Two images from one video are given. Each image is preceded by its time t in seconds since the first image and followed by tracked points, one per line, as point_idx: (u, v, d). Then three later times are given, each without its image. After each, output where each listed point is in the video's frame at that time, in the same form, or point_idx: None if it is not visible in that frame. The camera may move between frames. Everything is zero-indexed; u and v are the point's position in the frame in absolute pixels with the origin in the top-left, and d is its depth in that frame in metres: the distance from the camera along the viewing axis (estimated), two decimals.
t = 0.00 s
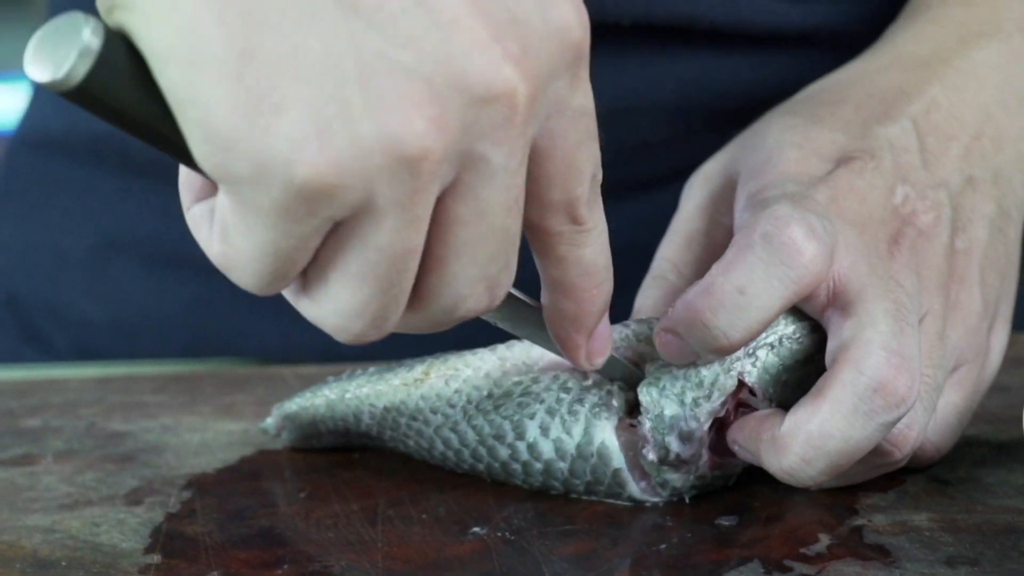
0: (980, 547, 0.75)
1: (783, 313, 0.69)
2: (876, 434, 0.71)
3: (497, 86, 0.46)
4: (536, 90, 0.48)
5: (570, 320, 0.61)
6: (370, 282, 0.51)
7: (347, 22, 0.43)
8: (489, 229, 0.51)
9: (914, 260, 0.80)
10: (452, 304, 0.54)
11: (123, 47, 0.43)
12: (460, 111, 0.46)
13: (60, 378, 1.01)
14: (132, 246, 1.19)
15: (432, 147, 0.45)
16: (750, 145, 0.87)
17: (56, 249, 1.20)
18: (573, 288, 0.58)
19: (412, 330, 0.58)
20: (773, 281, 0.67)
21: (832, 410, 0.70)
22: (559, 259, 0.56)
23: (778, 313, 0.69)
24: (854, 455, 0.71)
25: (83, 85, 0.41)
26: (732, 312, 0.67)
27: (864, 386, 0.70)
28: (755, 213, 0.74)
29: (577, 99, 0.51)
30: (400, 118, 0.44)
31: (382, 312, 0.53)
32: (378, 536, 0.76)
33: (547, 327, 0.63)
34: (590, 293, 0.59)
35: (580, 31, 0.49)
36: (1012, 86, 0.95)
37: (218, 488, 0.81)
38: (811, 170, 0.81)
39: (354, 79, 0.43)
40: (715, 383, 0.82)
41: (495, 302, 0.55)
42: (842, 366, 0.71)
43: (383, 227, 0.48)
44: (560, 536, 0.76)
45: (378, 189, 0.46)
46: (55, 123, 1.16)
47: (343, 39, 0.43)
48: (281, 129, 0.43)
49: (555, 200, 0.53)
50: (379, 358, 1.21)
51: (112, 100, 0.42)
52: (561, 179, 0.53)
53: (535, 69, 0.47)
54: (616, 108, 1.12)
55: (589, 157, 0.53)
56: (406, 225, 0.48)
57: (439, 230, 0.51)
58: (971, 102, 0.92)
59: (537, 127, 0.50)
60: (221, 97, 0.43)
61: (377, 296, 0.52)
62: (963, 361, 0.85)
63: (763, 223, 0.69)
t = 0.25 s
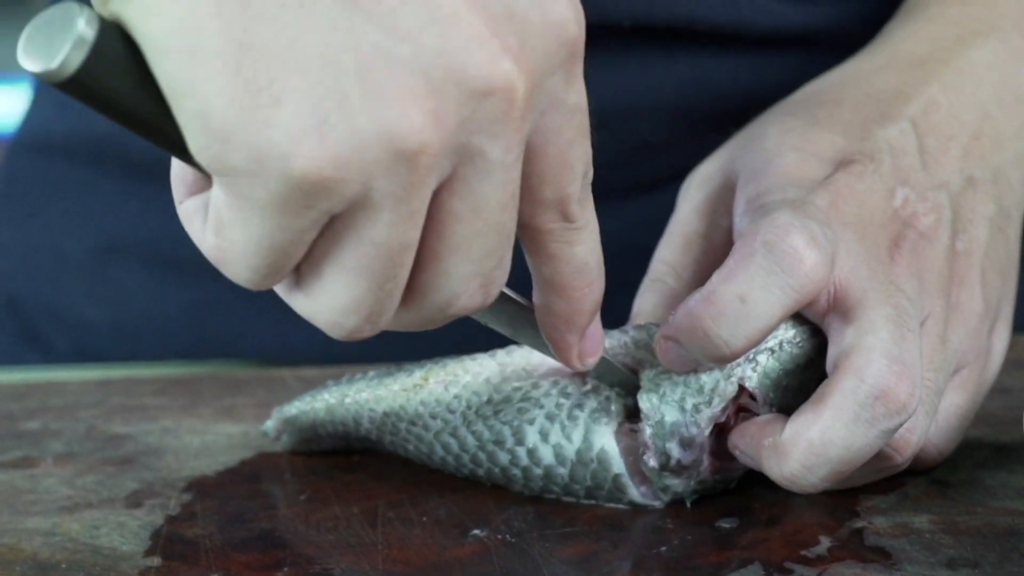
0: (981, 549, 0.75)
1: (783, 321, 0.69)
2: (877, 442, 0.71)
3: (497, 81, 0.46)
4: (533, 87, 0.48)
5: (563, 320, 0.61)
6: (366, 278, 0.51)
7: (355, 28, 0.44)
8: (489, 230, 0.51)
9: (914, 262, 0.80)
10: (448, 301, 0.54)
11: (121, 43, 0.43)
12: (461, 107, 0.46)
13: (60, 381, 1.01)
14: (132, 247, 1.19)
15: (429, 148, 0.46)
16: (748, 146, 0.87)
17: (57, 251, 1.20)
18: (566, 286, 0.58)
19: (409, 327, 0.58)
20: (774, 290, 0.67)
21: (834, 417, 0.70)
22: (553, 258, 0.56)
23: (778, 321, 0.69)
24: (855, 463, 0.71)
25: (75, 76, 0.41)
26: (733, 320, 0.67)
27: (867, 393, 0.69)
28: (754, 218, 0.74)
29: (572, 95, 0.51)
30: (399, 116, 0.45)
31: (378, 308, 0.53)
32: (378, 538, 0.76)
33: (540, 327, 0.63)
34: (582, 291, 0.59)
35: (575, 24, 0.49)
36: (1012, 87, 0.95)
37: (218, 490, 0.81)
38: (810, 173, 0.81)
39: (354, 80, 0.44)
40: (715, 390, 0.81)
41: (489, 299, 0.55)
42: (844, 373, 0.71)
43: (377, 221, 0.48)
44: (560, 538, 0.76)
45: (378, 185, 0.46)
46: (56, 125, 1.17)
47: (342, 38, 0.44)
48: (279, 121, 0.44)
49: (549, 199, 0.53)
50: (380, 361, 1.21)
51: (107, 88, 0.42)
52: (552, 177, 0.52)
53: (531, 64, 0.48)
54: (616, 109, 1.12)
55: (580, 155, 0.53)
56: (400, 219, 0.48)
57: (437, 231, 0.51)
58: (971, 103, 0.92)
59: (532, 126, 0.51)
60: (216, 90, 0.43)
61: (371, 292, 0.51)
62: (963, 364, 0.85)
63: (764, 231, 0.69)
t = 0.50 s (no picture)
0: (980, 551, 0.75)
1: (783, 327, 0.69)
2: (879, 449, 0.71)
3: (497, 85, 0.46)
4: (534, 87, 0.48)
5: (562, 324, 0.60)
6: (366, 287, 0.51)
7: (360, 35, 0.43)
8: (483, 234, 0.50)
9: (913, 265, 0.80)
10: (450, 308, 0.54)
11: (117, 54, 0.43)
12: (460, 109, 0.46)
13: (59, 383, 1.01)
14: (129, 249, 1.19)
15: (428, 152, 0.45)
16: (746, 149, 0.87)
17: (55, 253, 1.20)
18: (564, 291, 0.58)
19: (409, 334, 0.58)
20: (774, 296, 0.67)
21: (834, 424, 0.70)
22: (556, 271, 0.57)
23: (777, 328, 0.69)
24: (857, 469, 0.71)
25: (72, 92, 0.42)
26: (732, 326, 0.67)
27: (868, 400, 0.70)
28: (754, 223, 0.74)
29: (567, 99, 0.51)
30: (399, 123, 0.44)
31: (380, 317, 0.53)
32: (377, 541, 0.76)
33: (541, 333, 0.62)
34: (582, 297, 0.59)
35: (572, 30, 0.49)
36: (1010, 88, 0.95)
37: (216, 493, 0.81)
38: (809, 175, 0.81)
39: (352, 86, 0.43)
40: (716, 394, 0.83)
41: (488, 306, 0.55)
42: (845, 380, 0.71)
43: (377, 229, 0.48)
44: (559, 541, 0.76)
45: (377, 191, 0.46)
46: (55, 127, 1.17)
47: (345, 44, 0.43)
48: (278, 133, 0.44)
49: (546, 203, 0.53)
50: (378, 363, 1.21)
51: (94, 100, 0.42)
52: (549, 179, 0.52)
53: (531, 69, 0.47)
54: (615, 110, 1.12)
55: (578, 159, 0.53)
56: (400, 226, 0.48)
57: (437, 237, 0.51)
58: (969, 105, 0.92)
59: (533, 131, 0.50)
60: (218, 99, 0.43)
61: (373, 301, 0.51)
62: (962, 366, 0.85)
63: (763, 238, 0.69)
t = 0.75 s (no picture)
0: (977, 551, 0.75)
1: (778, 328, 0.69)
2: (875, 450, 0.71)
3: (485, 75, 0.46)
4: (527, 78, 0.48)
5: (560, 323, 0.60)
6: (367, 277, 0.51)
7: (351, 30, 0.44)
8: (483, 223, 0.50)
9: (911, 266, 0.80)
10: (450, 303, 0.54)
11: (115, 48, 0.43)
12: (454, 106, 0.46)
13: (56, 383, 1.01)
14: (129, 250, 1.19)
15: (423, 144, 0.46)
16: (742, 148, 0.87)
17: (54, 254, 1.20)
18: (558, 288, 0.58)
19: (405, 333, 0.58)
20: (767, 299, 0.68)
21: (830, 425, 0.70)
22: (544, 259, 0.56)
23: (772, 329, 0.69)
24: (853, 470, 0.71)
25: (67, 84, 0.42)
26: (724, 329, 0.67)
27: (863, 401, 0.70)
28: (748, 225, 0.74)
29: (558, 92, 0.51)
30: (395, 113, 0.45)
31: (383, 310, 0.53)
32: (374, 541, 0.76)
33: (537, 331, 0.62)
34: (580, 296, 0.59)
35: (563, 24, 0.50)
36: (1007, 88, 0.95)
37: (213, 493, 0.81)
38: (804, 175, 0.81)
39: (349, 79, 0.44)
40: (710, 394, 0.83)
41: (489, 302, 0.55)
42: (840, 381, 0.71)
43: (380, 221, 0.48)
44: (557, 541, 0.76)
45: (377, 185, 0.46)
46: (54, 128, 1.17)
47: (334, 35, 0.44)
48: (275, 120, 0.44)
49: (539, 198, 0.53)
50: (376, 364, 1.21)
51: (103, 98, 0.43)
52: (545, 177, 0.53)
53: (525, 58, 0.48)
54: (612, 112, 1.12)
55: (570, 155, 0.53)
56: (398, 217, 0.48)
57: (436, 229, 0.51)
58: (965, 105, 0.93)
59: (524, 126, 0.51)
60: (212, 85, 0.43)
61: (379, 294, 0.52)
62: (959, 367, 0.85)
63: (755, 240, 0.69)
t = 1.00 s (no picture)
0: (975, 550, 0.75)
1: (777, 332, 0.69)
2: (873, 451, 0.71)
3: (458, 62, 0.45)
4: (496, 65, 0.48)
5: (537, 316, 0.61)
6: (338, 267, 0.50)
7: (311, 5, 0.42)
8: (460, 208, 0.50)
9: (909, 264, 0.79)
10: (422, 294, 0.54)
11: (89, 40, 0.42)
12: (419, 90, 0.45)
13: (53, 381, 1.01)
14: (128, 249, 1.19)
15: (392, 131, 0.45)
16: (739, 148, 0.87)
17: (52, 251, 1.20)
18: (537, 281, 0.58)
19: (377, 326, 0.58)
20: (766, 303, 0.67)
21: (828, 427, 0.70)
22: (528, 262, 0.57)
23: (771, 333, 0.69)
24: (850, 471, 0.71)
25: (34, 67, 0.40)
26: (723, 333, 0.67)
27: (861, 403, 0.70)
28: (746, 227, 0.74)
29: (533, 80, 0.51)
30: (365, 99, 0.44)
31: (352, 300, 0.52)
32: (371, 539, 0.76)
33: (517, 329, 0.63)
34: (555, 285, 0.59)
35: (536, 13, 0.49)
36: (1006, 86, 0.95)
37: (210, 491, 0.81)
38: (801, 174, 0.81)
39: (317, 63, 0.43)
40: (708, 395, 0.83)
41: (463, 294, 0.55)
42: (838, 383, 0.71)
43: (348, 207, 0.47)
44: (554, 539, 0.76)
45: (342, 160, 0.45)
46: (52, 125, 1.17)
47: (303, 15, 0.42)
48: (244, 107, 0.42)
49: (514, 191, 0.53)
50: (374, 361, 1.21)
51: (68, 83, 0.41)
52: (518, 168, 0.53)
53: (496, 49, 0.48)
54: (610, 109, 1.12)
55: (546, 147, 0.53)
56: (368, 206, 0.47)
57: (405, 219, 0.51)
58: (964, 104, 0.92)
59: (497, 115, 0.50)
60: (180, 72, 0.42)
61: (347, 283, 0.51)
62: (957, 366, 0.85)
63: (754, 244, 0.69)
